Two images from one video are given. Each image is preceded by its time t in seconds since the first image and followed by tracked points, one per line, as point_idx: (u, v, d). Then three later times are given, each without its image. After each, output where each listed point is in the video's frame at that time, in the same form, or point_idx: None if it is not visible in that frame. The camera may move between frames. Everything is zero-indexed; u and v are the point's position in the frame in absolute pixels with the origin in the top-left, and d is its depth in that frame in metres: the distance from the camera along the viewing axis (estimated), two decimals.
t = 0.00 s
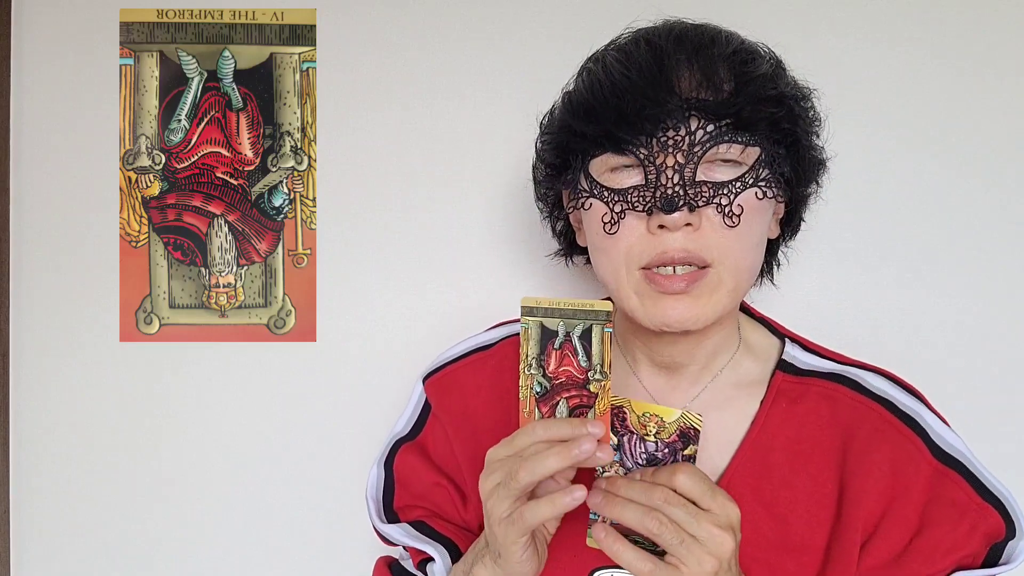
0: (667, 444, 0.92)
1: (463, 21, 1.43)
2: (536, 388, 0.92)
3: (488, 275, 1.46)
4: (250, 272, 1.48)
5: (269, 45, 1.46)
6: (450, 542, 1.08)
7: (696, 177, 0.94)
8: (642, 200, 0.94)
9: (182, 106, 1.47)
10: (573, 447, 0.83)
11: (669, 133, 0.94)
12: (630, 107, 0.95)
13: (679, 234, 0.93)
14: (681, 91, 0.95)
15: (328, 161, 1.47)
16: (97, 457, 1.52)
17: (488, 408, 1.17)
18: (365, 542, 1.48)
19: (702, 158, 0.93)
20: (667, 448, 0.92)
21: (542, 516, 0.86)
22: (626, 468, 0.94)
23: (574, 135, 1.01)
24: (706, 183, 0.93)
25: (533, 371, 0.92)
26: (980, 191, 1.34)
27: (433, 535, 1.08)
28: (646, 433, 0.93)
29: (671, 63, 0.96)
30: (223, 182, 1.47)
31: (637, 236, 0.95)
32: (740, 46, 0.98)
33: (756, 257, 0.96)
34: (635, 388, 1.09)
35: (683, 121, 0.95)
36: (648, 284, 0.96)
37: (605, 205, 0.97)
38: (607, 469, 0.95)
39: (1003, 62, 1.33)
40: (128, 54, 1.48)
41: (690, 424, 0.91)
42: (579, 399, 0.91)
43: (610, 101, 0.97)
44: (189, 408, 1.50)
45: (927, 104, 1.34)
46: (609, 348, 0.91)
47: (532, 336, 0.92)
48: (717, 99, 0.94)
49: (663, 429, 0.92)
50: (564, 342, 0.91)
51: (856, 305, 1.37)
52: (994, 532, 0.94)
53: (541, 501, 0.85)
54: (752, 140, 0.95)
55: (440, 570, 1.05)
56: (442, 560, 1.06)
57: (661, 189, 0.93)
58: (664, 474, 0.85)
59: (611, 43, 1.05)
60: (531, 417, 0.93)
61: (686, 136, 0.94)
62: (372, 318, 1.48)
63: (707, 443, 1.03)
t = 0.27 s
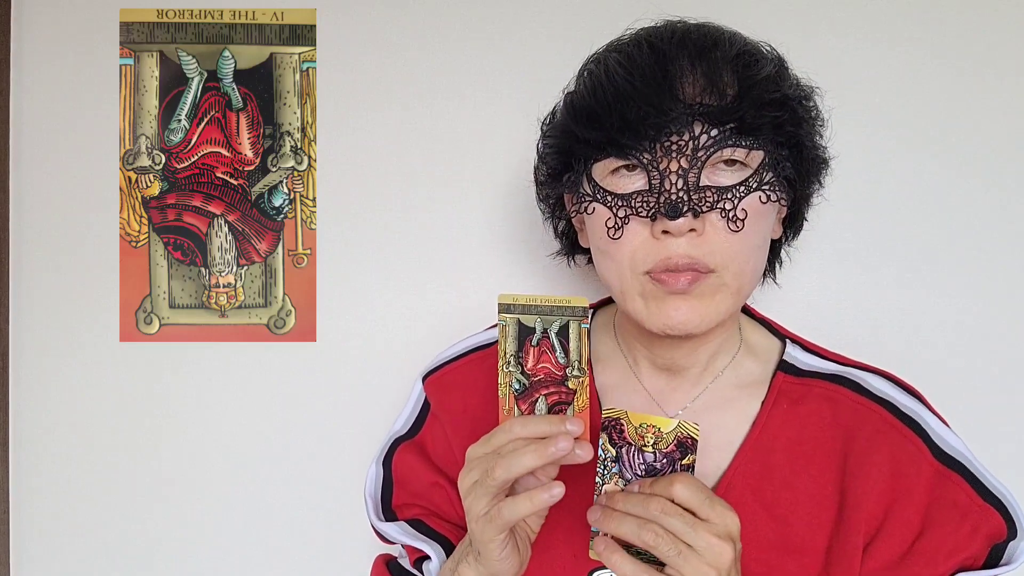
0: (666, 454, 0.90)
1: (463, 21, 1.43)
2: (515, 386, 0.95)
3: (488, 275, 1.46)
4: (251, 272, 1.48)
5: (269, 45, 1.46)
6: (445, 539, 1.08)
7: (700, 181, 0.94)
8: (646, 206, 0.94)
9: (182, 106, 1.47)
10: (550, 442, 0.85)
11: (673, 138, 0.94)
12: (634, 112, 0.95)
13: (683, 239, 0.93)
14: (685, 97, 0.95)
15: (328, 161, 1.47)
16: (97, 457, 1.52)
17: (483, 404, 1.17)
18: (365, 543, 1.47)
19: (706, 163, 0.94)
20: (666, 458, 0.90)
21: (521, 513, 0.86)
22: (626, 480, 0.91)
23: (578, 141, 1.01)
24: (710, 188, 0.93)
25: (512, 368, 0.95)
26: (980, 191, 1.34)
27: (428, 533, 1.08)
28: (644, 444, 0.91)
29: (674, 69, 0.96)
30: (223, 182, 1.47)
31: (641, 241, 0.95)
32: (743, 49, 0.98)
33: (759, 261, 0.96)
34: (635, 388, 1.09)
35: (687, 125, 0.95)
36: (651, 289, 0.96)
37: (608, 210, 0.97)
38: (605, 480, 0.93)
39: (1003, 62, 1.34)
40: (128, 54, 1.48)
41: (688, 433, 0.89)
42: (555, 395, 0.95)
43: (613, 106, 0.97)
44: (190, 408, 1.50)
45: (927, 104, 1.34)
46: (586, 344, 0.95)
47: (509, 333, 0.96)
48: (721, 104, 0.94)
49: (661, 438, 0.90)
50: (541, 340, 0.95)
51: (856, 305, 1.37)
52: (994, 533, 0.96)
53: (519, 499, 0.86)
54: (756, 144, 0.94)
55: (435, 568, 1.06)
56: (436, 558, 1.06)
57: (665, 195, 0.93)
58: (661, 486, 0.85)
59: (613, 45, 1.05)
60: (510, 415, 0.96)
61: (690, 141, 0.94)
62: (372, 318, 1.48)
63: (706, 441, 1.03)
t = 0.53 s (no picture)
0: (663, 521, 0.88)
1: (463, 22, 1.43)
2: (511, 388, 0.97)
3: (488, 275, 1.46)
4: (251, 272, 1.48)
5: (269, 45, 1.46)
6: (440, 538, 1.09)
7: (702, 179, 0.94)
8: (647, 203, 0.94)
9: (182, 106, 1.47)
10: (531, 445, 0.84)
11: (676, 136, 0.94)
12: (637, 109, 0.95)
13: (684, 237, 0.93)
14: (688, 94, 0.95)
15: (327, 161, 1.47)
16: (97, 457, 1.52)
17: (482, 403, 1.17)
18: (364, 543, 1.47)
19: (707, 161, 0.94)
20: (663, 524, 0.88)
21: (510, 514, 0.86)
22: (625, 546, 0.90)
23: (580, 137, 1.01)
24: (711, 186, 0.93)
25: (508, 370, 0.97)
26: (980, 191, 1.34)
27: (424, 530, 1.10)
28: (640, 511, 0.89)
29: (678, 67, 0.96)
30: (223, 182, 1.47)
31: (641, 237, 0.95)
32: (748, 49, 0.98)
33: (759, 261, 0.96)
34: (635, 389, 1.08)
35: (689, 123, 0.95)
36: (651, 286, 0.96)
37: (609, 206, 0.97)
38: (604, 546, 0.92)
39: (1004, 62, 1.33)
40: (128, 54, 1.49)
41: (684, 499, 0.88)
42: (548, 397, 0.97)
43: (616, 103, 0.97)
44: (189, 408, 1.50)
45: (927, 104, 1.34)
46: (581, 351, 0.96)
47: (506, 334, 0.98)
48: (724, 102, 0.94)
49: (657, 505, 0.88)
50: (539, 342, 0.97)
51: (856, 305, 1.37)
52: (998, 535, 0.98)
53: (507, 500, 0.86)
54: (758, 144, 0.94)
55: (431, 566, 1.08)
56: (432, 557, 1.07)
57: (666, 191, 0.93)
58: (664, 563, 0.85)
59: (619, 44, 1.05)
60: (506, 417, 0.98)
61: (691, 138, 0.94)
62: (372, 318, 1.48)
63: (706, 442, 1.03)
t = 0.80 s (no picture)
0: (671, 523, 0.83)
1: (463, 22, 1.43)
2: (466, 294, 0.82)
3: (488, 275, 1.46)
4: (249, 273, 1.48)
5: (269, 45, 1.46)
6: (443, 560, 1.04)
7: (709, 180, 0.94)
8: (655, 205, 0.94)
9: (182, 106, 1.47)
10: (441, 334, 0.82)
11: (682, 137, 0.95)
12: (642, 111, 0.95)
13: (693, 238, 0.93)
14: (693, 95, 0.95)
15: (327, 161, 1.47)
16: (97, 457, 1.52)
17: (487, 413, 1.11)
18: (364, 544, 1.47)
19: (715, 162, 0.94)
20: (671, 527, 0.83)
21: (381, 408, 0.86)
22: (633, 550, 0.84)
23: (585, 140, 1.01)
24: (719, 186, 0.93)
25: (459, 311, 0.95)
26: (980, 191, 1.34)
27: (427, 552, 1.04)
28: (647, 514, 0.84)
29: (682, 67, 0.96)
30: (223, 182, 1.47)
31: (650, 240, 0.95)
32: (749, 48, 0.99)
33: (767, 260, 0.96)
34: (643, 391, 1.08)
35: (695, 124, 0.95)
36: (661, 289, 0.95)
37: (617, 210, 0.97)
38: (611, 551, 0.86)
39: (1004, 62, 1.34)
40: (128, 54, 1.49)
41: (691, 500, 0.83)
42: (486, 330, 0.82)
43: (621, 105, 0.97)
44: (189, 408, 1.50)
45: (927, 104, 1.34)
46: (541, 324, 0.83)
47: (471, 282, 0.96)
48: (729, 102, 0.94)
49: (664, 508, 0.83)
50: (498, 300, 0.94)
51: (856, 305, 1.37)
52: (1005, 535, 0.98)
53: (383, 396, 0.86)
54: (763, 143, 0.95)
55: None
56: None
57: (674, 193, 0.93)
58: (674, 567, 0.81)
59: (619, 45, 1.05)
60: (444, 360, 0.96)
61: (698, 139, 0.94)
62: (372, 318, 1.48)
63: (714, 443, 1.03)
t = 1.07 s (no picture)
0: (654, 527, 0.86)
1: (463, 22, 1.43)
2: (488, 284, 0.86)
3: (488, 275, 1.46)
4: (250, 271, 1.48)
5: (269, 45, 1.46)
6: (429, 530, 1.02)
7: (702, 183, 0.94)
8: (648, 209, 0.94)
9: (182, 106, 1.47)
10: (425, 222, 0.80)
11: (674, 141, 0.95)
12: (633, 115, 0.95)
13: (685, 242, 0.93)
14: (685, 99, 0.95)
15: (328, 160, 1.47)
16: (98, 457, 1.52)
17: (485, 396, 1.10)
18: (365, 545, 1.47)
19: (707, 165, 0.94)
20: (654, 530, 0.87)
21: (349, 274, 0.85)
22: (618, 556, 0.87)
23: (577, 144, 1.01)
24: (711, 190, 0.93)
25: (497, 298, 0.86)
26: (982, 190, 1.34)
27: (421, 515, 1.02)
28: (630, 519, 0.87)
29: (674, 70, 0.96)
30: (223, 182, 1.47)
31: (642, 243, 0.95)
32: (742, 49, 0.98)
33: (760, 262, 0.96)
34: (638, 391, 1.08)
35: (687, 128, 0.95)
36: (653, 293, 0.94)
37: (609, 214, 0.97)
38: (598, 558, 0.88)
39: (1005, 62, 1.33)
40: (128, 54, 1.48)
41: (672, 504, 0.86)
42: (478, 312, 0.86)
43: (613, 109, 0.97)
44: (189, 408, 1.51)
45: (927, 104, 1.34)
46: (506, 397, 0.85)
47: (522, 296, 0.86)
48: (721, 106, 0.94)
49: (646, 512, 0.87)
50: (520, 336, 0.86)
51: (856, 305, 1.38)
52: (1001, 534, 0.96)
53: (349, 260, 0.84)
54: (756, 145, 0.95)
55: (416, 549, 1.00)
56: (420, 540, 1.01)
57: (667, 198, 0.93)
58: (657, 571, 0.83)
59: (608, 45, 1.05)
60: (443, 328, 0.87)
61: (690, 143, 0.94)
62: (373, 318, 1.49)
63: (709, 444, 1.03)
